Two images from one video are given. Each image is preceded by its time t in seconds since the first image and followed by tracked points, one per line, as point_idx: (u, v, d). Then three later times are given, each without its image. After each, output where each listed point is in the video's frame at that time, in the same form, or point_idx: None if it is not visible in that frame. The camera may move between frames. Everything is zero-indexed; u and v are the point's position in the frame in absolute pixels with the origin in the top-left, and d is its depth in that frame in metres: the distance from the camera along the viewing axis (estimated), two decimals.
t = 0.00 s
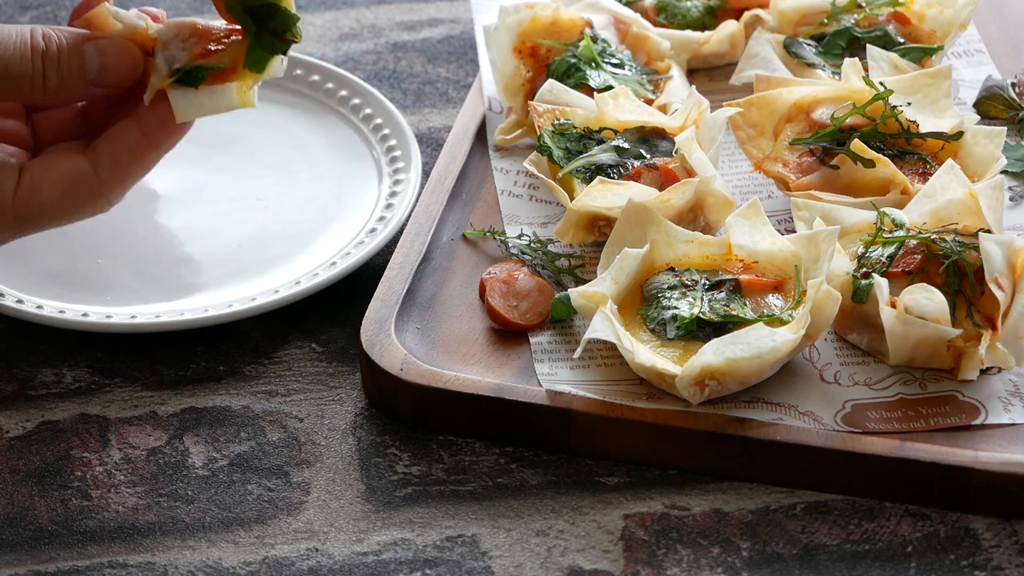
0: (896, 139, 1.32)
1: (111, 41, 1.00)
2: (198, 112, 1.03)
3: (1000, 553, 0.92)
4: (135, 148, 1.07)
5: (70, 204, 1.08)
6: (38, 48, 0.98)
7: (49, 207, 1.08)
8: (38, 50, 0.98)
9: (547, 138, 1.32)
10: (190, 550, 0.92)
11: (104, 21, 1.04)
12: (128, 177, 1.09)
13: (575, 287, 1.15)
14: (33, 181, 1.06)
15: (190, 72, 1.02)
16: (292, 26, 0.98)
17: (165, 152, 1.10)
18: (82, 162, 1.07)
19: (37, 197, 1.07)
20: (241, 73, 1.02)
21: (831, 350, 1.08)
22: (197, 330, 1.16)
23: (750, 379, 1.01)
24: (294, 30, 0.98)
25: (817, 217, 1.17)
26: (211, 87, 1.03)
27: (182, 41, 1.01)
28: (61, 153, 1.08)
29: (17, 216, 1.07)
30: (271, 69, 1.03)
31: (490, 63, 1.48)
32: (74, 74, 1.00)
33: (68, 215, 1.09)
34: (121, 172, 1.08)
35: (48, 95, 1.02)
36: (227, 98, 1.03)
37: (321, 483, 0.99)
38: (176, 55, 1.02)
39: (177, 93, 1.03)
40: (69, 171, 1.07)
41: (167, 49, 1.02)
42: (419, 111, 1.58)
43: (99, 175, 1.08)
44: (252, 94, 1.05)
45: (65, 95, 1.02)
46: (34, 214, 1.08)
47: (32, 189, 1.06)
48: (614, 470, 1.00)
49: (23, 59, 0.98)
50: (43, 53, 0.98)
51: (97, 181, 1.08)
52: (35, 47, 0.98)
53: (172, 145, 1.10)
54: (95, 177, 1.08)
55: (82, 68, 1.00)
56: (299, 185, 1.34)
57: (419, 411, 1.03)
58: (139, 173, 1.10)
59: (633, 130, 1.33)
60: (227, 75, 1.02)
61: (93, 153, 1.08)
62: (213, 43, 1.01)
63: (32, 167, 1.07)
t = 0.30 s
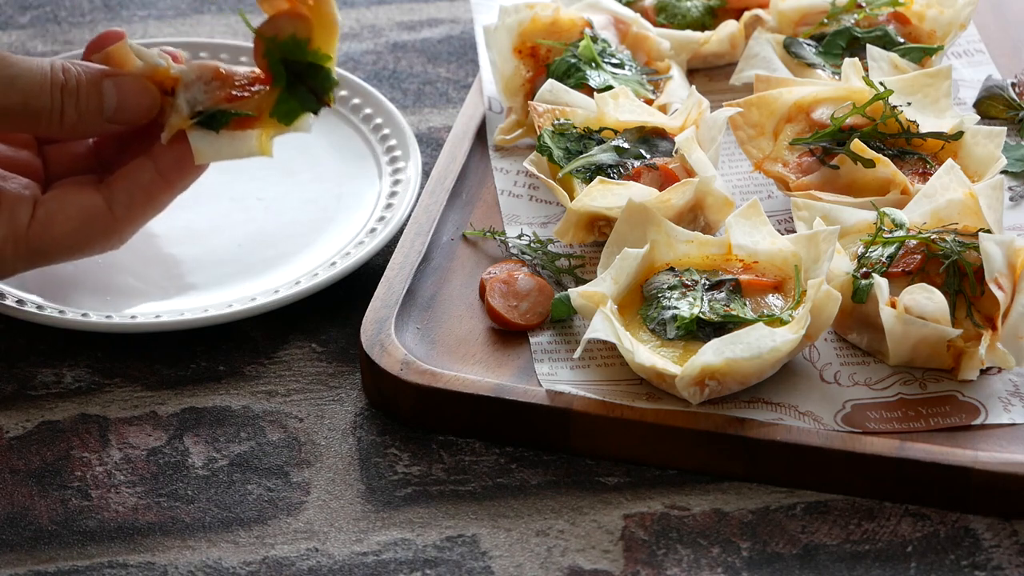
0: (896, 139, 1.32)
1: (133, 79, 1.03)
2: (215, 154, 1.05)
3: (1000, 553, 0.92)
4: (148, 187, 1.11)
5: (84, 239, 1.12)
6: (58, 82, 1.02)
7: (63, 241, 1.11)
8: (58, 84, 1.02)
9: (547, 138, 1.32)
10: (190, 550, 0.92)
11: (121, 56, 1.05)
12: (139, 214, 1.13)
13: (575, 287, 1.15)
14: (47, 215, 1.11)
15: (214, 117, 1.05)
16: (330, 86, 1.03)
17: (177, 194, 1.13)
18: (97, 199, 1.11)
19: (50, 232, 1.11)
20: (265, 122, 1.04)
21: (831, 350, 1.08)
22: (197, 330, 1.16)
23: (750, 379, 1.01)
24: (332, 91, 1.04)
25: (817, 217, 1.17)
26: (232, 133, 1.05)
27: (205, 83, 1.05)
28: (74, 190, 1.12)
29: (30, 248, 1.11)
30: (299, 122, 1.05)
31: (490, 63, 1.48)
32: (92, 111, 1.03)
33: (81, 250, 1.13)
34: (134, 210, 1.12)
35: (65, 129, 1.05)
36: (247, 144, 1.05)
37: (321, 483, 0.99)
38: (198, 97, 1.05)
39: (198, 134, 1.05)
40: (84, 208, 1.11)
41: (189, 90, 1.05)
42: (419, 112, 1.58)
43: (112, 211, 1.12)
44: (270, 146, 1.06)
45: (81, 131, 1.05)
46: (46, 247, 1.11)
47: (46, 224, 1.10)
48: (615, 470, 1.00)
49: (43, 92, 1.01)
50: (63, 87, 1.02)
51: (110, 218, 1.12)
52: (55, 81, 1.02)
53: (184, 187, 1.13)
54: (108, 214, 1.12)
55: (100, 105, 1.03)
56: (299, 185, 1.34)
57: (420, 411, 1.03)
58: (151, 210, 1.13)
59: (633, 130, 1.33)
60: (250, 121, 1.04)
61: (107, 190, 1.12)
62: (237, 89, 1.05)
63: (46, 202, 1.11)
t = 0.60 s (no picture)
0: (896, 139, 1.32)
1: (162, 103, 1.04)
2: (240, 179, 1.07)
3: (1000, 553, 0.92)
4: (173, 210, 1.11)
5: (109, 262, 1.10)
6: (85, 103, 1.00)
7: (87, 262, 1.09)
8: (84, 104, 1.00)
9: (547, 138, 1.32)
10: (190, 550, 0.92)
11: (148, 77, 1.07)
12: (165, 237, 1.12)
13: (575, 287, 1.15)
14: (73, 235, 1.08)
15: (242, 143, 1.08)
16: (363, 119, 1.06)
17: (200, 217, 1.13)
18: (123, 220, 1.10)
19: (75, 252, 1.08)
20: (293, 149, 1.07)
21: (831, 350, 1.08)
22: (197, 330, 1.16)
23: (750, 380, 1.01)
24: (365, 124, 1.06)
25: (817, 217, 1.17)
26: (260, 158, 1.08)
27: (233, 108, 1.07)
28: (99, 211, 1.10)
29: (55, 269, 1.08)
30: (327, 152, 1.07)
31: (490, 62, 1.48)
32: (118, 132, 1.03)
33: (105, 272, 1.11)
34: (159, 232, 1.11)
35: (91, 150, 1.04)
36: (273, 170, 1.07)
37: (321, 483, 0.99)
38: (226, 121, 1.07)
39: (225, 158, 1.07)
40: (110, 229, 1.09)
41: (216, 114, 1.07)
42: (419, 112, 1.58)
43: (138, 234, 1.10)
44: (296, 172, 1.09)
45: (105, 151, 1.04)
46: (71, 268, 1.08)
47: (72, 244, 1.08)
48: (615, 470, 1.00)
49: (70, 112, 1.00)
50: (89, 108, 1.01)
51: (135, 240, 1.10)
52: (82, 101, 1.00)
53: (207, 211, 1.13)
54: (133, 236, 1.10)
55: (126, 125, 1.03)
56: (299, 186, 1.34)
57: (420, 411, 1.03)
58: (175, 233, 1.13)
59: (633, 130, 1.33)
60: (278, 148, 1.07)
61: (132, 213, 1.10)
62: (265, 115, 1.08)
63: (72, 221, 1.09)
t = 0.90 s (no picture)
0: (896, 139, 1.32)
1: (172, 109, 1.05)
2: (251, 185, 1.08)
3: (1000, 553, 0.92)
4: (183, 215, 1.12)
5: (119, 267, 1.11)
6: (93, 109, 1.01)
7: (98, 268, 1.10)
8: (94, 110, 1.01)
9: (547, 138, 1.32)
10: (190, 550, 0.92)
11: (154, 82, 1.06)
12: (174, 242, 1.13)
13: (575, 288, 1.15)
14: (84, 242, 1.09)
15: (253, 150, 1.08)
16: (375, 129, 1.09)
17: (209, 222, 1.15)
18: (133, 226, 1.11)
19: (86, 258, 1.09)
20: (303, 155, 1.08)
21: (831, 350, 1.08)
22: (197, 330, 1.16)
23: (750, 380, 1.01)
24: (376, 133, 1.09)
25: (817, 217, 1.17)
26: (270, 164, 1.08)
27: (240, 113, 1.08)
28: (108, 217, 1.11)
29: (66, 274, 1.08)
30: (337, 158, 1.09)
31: (490, 62, 1.48)
32: (126, 139, 1.03)
33: (116, 278, 1.11)
34: (169, 237, 1.13)
35: (98, 155, 1.04)
36: (283, 176, 1.08)
37: (321, 483, 0.99)
38: (235, 126, 1.08)
39: (235, 164, 1.08)
40: (120, 234, 1.10)
41: (225, 119, 1.08)
42: (419, 112, 1.58)
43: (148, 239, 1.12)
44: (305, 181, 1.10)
45: (111, 157, 1.04)
46: (82, 275, 1.09)
47: (83, 250, 1.09)
48: (615, 470, 1.00)
49: (79, 119, 1.00)
50: (99, 114, 1.01)
51: (145, 245, 1.12)
52: (90, 108, 1.01)
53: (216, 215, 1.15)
54: (143, 240, 1.11)
55: (133, 130, 1.03)
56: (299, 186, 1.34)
57: (420, 411, 1.03)
58: (185, 239, 1.14)
59: (633, 130, 1.33)
60: (288, 154, 1.08)
61: (141, 219, 1.12)
62: (275, 121, 1.09)
63: (82, 228, 1.10)
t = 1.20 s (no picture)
0: (896, 139, 1.32)
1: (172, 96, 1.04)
2: (253, 168, 1.09)
3: (1000, 553, 0.92)
4: (187, 202, 1.12)
5: (124, 256, 1.10)
6: (91, 98, 0.99)
7: (103, 258, 1.09)
8: (92, 100, 0.99)
9: (547, 138, 1.32)
10: (190, 550, 0.92)
11: (152, 69, 1.06)
12: (178, 229, 1.13)
13: (575, 288, 1.15)
14: (87, 232, 1.08)
15: (255, 133, 1.09)
16: (380, 122, 1.11)
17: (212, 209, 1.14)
18: (136, 215, 1.10)
19: (90, 249, 1.08)
20: (306, 139, 1.09)
21: (831, 350, 1.08)
22: (197, 330, 1.16)
23: (750, 380, 1.01)
24: (381, 126, 1.11)
25: (817, 217, 1.17)
26: (271, 148, 1.09)
27: (241, 96, 1.08)
28: (111, 207, 1.10)
29: (71, 266, 1.07)
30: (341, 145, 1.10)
31: (490, 62, 1.48)
32: (126, 128, 1.02)
33: (121, 269, 1.11)
34: (173, 226, 1.12)
35: (97, 145, 1.02)
36: (285, 160, 1.09)
37: (321, 483, 0.99)
38: (235, 110, 1.08)
39: (237, 148, 1.09)
40: (124, 223, 1.09)
41: (225, 103, 1.08)
42: (419, 111, 1.58)
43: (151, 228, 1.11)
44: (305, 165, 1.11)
45: (112, 146, 1.03)
46: (86, 265, 1.08)
47: (87, 241, 1.08)
48: (615, 470, 1.00)
49: (79, 108, 0.98)
50: (98, 103, 0.99)
51: (149, 234, 1.11)
52: (89, 98, 0.99)
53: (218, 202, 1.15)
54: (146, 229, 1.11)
55: (133, 118, 1.02)
56: (299, 186, 1.34)
57: (420, 411, 1.03)
58: (188, 227, 1.14)
59: (633, 130, 1.33)
60: (291, 137, 1.09)
61: (144, 207, 1.11)
62: (276, 104, 1.09)
63: (85, 218, 1.09)
